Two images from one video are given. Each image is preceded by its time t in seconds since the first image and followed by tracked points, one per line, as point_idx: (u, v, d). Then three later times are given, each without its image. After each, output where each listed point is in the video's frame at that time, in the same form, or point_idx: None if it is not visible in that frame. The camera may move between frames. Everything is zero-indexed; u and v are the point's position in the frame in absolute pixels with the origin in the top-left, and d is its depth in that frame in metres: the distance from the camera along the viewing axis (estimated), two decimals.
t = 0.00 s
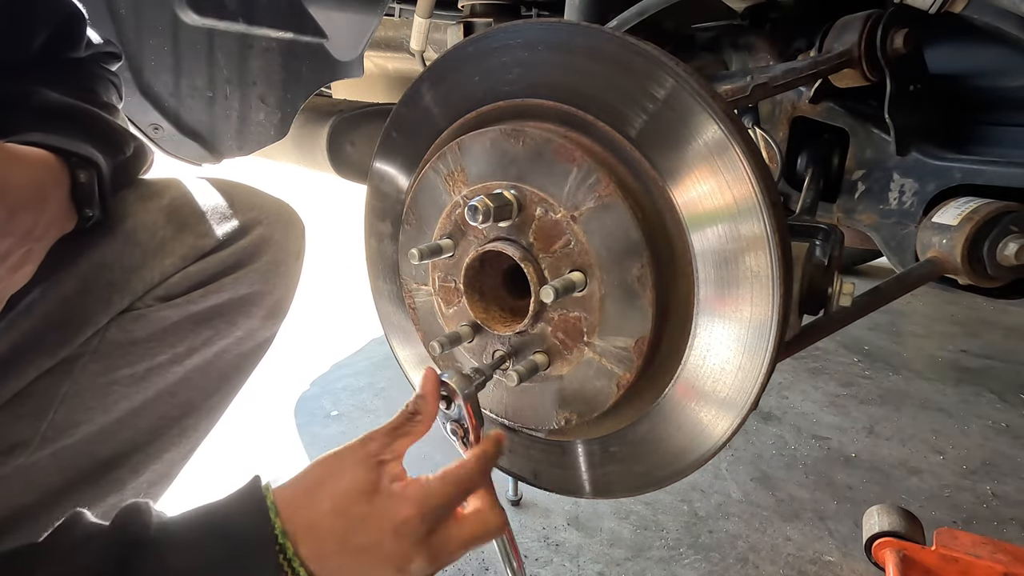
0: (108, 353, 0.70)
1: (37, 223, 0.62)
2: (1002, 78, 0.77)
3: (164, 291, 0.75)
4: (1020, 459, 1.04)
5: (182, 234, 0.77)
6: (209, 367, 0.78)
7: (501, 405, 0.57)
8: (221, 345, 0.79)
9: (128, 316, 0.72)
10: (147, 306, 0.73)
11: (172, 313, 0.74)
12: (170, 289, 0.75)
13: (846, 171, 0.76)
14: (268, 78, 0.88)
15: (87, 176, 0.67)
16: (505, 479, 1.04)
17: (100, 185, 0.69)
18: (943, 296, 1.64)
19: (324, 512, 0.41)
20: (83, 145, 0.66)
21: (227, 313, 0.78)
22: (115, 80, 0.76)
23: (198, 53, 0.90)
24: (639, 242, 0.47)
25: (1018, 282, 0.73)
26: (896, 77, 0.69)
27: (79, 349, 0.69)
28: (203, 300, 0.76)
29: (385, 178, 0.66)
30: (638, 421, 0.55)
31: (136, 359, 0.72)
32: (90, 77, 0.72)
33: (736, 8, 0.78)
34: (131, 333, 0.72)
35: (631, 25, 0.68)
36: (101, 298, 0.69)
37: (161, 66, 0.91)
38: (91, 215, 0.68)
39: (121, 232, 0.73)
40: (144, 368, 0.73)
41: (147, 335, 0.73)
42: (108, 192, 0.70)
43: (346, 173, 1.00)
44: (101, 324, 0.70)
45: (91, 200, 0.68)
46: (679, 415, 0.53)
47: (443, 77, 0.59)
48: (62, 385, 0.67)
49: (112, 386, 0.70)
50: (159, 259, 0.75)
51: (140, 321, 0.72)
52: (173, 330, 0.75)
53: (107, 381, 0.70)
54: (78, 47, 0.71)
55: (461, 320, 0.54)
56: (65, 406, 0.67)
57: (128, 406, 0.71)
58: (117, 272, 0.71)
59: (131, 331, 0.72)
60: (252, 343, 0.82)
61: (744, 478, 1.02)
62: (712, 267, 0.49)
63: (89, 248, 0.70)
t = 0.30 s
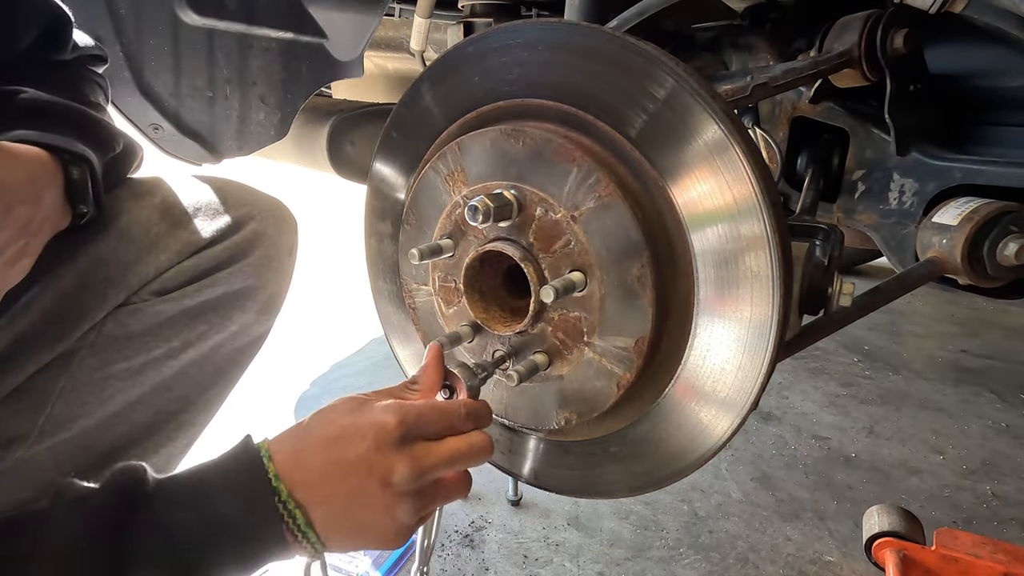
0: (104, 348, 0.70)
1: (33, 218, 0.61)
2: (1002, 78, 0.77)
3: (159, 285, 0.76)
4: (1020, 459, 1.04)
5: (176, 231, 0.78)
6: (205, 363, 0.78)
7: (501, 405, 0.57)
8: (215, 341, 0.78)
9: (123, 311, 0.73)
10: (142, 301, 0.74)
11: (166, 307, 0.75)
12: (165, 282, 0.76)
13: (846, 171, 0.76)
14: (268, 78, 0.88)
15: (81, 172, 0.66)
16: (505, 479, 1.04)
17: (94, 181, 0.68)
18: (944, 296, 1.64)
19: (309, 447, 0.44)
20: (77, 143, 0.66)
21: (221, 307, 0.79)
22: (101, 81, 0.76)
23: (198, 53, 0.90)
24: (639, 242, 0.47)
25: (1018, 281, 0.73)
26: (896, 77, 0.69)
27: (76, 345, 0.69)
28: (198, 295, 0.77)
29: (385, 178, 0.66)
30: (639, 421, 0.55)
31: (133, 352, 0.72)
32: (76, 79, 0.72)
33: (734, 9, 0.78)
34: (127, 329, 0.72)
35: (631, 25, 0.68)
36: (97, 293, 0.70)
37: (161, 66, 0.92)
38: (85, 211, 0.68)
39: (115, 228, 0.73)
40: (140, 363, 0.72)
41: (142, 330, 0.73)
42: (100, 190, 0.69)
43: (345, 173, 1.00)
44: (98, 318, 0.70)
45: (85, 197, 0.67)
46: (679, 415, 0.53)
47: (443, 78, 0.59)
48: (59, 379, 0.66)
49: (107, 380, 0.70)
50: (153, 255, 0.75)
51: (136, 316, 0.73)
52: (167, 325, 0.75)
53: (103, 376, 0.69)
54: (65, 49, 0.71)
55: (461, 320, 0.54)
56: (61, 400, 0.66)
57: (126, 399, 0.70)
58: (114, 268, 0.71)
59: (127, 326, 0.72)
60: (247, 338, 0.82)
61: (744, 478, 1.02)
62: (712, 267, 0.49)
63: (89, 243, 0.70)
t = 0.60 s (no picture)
0: (96, 348, 0.72)
1: (16, 212, 0.59)
2: (1002, 77, 0.76)
3: (152, 283, 0.75)
4: (1020, 459, 1.04)
5: (169, 228, 0.75)
6: (198, 363, 0.80)
7: (501, 404, 0.57)
8: (209, 339, 0.80)
9: (117, 310, 0.73)
10: (134, 300, 0.74)
11: (161, 306, 0.75)
12: (157, 281, 0.75)
13: (846, 171, 0.76)
14: (268, 78, 0.88)
15: (67, 165, 0.65)
16: (505, 479, 1.04)
17: (81, 174, 0.67)
18: (944, 296, 1.64)
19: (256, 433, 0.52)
20: (63, 136, 0.65)
21: (215, 306, 0.80)
22: (87, 72, 0.76)
23: (198, 53, 0.90)
24: (639, 242, 0.47)
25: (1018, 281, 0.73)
26: (896, 77, 0.69)
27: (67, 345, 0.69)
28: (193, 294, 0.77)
29: (384, 178, 0.66)
30: (639, 421, 0.55)
31: (126, 352, 0.73)
32: (60, 68, 0.72)
33: (734, 9, 0.78)
34: (120, 328, 0.73)
35: (631, 25, 0.68)
36: (87, 292, 0.68)
37: (161, 66, 0.92)
38: (74, 204, 0.67)
39: (105, 227, 0.71)
40: (132, 362, 0.74)
41: (136, 330, 0.74)
42: (86, 183, 0.68)
43: (345, 173, 1.00)
44: (88, 318, 0.69)
45: (73, 190, 0.66)
46: (679, 415, 0.53)
47: (443, 78, 0.59)
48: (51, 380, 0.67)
49: (101, 380, 0.72)
50: (145, 253, 0.73)
51: (129, 315, 0.73)
52: (161, 325, 0.76)
53: (96, 376, 0.71)
54: (48, 36, 0.71)
55: (461, 320, 0.54)
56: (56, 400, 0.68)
57: (116, 399, 0.73)
58: (103, 264, 0.70)
59: (120, 326, 0.73)
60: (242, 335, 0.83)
61: (744, 478, 1.02)
62: (712, 267, 0.49)
63: (80, 241, 0.69)
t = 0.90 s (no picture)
0: (90, 344, 0.73)
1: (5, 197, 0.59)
2: (1003, 77, 0.76)
3: (145, 281, 0.76)
4: (1020, 459, 1.04)
5: (161, 226, 0.76)
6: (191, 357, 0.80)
7: (501, 404, 0.57)
8: (204, 336, 0.81)
9: (110, 307, 0.75)
10: (127, 297, 0.75)
11: (152, 302, 0.77)
12: (151, 278, 0.76)
13: (846, 171, 0.76)
14: (268, 78, 0.88)
15: (58, 154, 0.64)
16: (505, 479, 1.04)
17: (72, 163, 0.66)
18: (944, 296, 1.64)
19: (194, 382, 0.53)
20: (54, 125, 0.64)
21: (208, 302, 0.81)
22: (77, 71, 0.76)
23: (198, 53, 0.90)
24: (639, 242, 0.47)
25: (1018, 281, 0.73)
26: (896, 77, 0.69)
27: (62, 340, 0.71)
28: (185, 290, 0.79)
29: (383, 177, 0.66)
30: (639, 421, 0.55)
31: (121, 349, 0.75)
32: (49, 67, 0.71)
33: (735, 9, 0.78)
34: (115, 324, 0.75)
35: (631, 25, 0.68)
36: (80, 288, 0.70)
37: (161, 66, 0.92)
38: (66, 193, 0.66)
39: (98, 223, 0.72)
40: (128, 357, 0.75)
41: (131, 326, 0.76)
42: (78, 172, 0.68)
43: (345, 173, 1.00)
44: (82, 315, 0.72)
45: (64, 178, 0.65)
46: (679, 415, 0.53)
47: (442, 77, 0.59)
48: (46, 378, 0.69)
49: (96, 377, 0.73)
50: (138, 251, 0.74)
51: (122, 312, 0.75)
52: (155, 320, 0.77)
53: (91, 373, 0.73)
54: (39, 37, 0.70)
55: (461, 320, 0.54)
56: (50, 396, 0.70)
57: (113, 396, 0.74)
58: (95, 263, 0.71)
59: (114, 322, 0.74)
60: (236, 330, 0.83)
61: (744, 478, 1.02)
62: (712, 268, 0.49)
63: (74, 239, 0.70)
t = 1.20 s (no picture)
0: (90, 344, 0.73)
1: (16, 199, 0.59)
2: (1002, 77, 0.76)
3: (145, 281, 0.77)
4: (1020, 459, 1.04)
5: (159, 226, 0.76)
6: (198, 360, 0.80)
7: (520, 406, 0.58)
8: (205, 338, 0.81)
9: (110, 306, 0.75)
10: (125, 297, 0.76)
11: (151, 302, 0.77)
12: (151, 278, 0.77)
13: (846, 171, 0.76)
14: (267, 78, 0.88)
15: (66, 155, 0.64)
16: (505, 479, 1.04)
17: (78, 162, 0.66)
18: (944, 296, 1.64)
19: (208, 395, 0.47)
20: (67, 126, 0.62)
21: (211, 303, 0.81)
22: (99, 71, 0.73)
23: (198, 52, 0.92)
24: (619, 211, 0.48)
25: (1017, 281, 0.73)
26: (896, 77, 0.69)
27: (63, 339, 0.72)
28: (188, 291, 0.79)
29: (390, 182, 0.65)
30: (640, 421, 0.55)
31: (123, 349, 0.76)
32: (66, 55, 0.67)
33: (734, 9, 0.78)
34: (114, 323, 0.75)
35: (631, 25, 0.68)
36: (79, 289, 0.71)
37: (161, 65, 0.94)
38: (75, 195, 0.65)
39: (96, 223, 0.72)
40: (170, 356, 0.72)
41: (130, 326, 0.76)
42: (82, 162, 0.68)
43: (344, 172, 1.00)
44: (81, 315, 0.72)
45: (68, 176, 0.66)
46: (679, 415, 0.53)
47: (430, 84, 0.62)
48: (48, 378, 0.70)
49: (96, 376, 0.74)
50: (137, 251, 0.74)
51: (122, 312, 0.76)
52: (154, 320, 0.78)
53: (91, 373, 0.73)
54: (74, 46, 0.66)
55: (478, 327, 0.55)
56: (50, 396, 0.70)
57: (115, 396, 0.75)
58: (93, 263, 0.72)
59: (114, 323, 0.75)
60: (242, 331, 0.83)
61: (744, 478, 1.02)
62: (712, 267, 0.49)
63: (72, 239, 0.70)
